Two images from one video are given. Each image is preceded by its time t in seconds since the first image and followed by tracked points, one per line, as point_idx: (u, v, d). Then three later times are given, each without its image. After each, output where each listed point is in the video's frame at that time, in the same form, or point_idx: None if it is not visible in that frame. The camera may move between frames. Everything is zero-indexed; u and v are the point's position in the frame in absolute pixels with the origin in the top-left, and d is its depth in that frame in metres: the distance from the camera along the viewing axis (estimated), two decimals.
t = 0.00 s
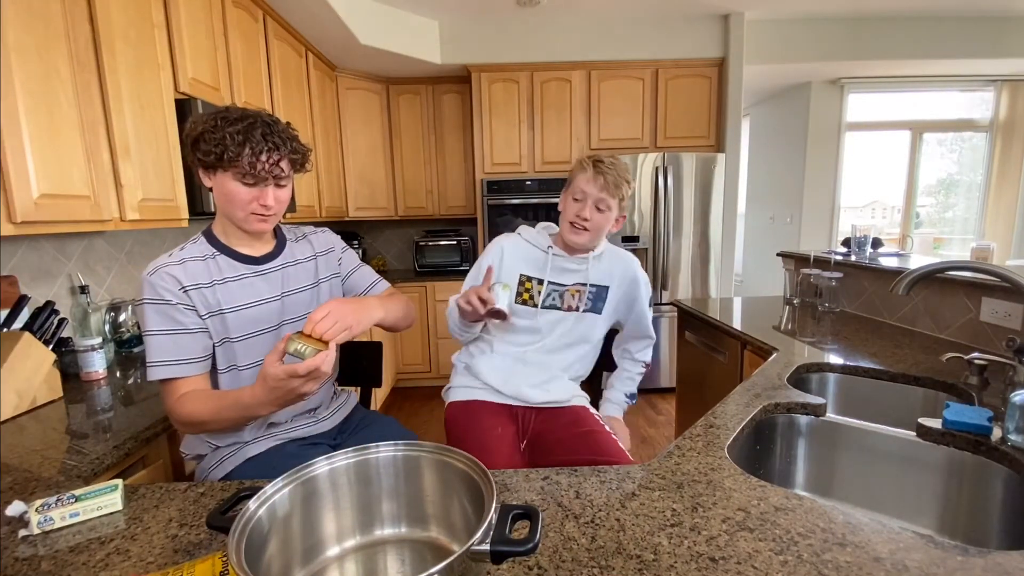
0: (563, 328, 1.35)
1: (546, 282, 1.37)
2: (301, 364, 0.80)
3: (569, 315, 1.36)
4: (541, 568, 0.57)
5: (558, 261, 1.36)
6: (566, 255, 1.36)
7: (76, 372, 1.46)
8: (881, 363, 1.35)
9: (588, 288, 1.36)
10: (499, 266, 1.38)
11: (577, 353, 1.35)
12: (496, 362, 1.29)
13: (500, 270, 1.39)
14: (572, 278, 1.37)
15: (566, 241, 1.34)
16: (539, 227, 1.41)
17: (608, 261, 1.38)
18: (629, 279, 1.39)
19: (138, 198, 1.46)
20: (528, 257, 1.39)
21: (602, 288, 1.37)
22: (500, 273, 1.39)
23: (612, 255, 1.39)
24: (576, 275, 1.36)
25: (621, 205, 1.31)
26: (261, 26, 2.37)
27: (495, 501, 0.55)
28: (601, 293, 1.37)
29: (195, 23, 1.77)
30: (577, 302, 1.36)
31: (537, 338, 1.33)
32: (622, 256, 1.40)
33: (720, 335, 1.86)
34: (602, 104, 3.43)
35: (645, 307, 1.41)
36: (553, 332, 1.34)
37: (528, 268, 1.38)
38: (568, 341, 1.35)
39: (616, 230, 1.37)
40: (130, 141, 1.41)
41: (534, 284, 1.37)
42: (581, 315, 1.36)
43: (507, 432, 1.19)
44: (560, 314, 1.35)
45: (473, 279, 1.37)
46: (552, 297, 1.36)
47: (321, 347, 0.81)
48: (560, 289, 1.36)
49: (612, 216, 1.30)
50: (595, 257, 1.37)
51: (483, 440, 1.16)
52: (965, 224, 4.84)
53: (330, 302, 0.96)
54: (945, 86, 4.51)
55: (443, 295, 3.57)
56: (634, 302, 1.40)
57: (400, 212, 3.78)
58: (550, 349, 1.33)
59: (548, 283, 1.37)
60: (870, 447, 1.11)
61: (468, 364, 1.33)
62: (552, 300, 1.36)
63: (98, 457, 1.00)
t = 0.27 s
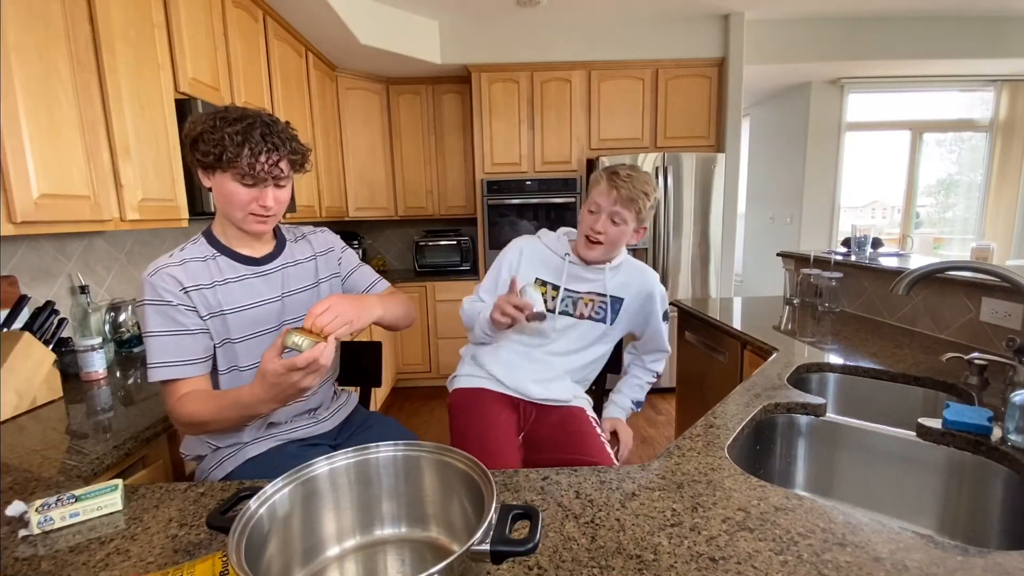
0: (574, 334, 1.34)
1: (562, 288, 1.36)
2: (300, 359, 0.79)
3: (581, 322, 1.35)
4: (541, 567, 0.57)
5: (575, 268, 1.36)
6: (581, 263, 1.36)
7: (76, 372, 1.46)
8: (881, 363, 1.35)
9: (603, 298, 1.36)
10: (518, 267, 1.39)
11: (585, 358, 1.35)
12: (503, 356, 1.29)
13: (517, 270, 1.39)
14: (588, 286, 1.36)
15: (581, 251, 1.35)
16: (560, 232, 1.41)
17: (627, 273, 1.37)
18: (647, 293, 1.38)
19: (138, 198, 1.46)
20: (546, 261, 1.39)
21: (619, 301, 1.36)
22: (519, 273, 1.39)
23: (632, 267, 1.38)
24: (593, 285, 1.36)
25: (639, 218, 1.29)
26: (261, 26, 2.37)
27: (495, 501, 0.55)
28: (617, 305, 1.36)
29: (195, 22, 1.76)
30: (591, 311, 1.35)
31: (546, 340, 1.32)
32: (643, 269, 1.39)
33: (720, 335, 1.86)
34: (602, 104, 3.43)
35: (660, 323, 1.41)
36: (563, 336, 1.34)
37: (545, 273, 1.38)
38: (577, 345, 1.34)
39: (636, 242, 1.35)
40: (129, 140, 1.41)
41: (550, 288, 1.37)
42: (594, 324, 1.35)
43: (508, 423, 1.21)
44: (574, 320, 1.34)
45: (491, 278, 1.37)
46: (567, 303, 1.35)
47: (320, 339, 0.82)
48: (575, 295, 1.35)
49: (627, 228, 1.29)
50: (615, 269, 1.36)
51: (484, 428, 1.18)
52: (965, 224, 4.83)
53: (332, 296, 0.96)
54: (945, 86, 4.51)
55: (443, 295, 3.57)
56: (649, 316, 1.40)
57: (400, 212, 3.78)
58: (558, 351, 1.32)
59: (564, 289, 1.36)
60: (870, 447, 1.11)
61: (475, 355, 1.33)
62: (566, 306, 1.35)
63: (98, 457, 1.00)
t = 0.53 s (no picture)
0: (588, 327, 1.32)
1: (574, 279, 1.35)
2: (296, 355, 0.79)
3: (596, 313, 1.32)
4: (541, 567, 0.57)
5: (587, 258, 1.34)
6: (593, 252, 1.34)
7: (76, 372, 1.46)
8: (881, 363, 1.35)
9: (617, 288, 1.34)
10: (531, 263, 1.37)
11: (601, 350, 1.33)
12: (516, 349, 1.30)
13: (530, 266, 1.37)
14: (602, 277, 1.34)
15: (589, 237, 1.32)
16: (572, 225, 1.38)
17: (643, 262, 1.35)
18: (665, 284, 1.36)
19: (139, 198, 1.46)
20: (558, 253, 1.37)
21: (632, 291, 1.34)
22: (533, 269, 1.37)
23: (646, 254, 1.36)
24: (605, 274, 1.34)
25: (646, 197, 1.28)
26: (261, 27, 2.37)
27: (495, 501, 0.55)
28: (631, 295, 1.34)
29: (195, 23, 1.76)
30: (605, 302, 1.33)
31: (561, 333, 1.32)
32: (659, 258, 1.37)
33: (720, 335, 1.86)
34: (602, 104, 3.43)
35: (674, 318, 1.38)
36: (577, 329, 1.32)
37: (560, 266, 1.36)
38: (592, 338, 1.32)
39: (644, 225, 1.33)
40: (129, 140, 1.41)
41: (563, 281, 1.35)
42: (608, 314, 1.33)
43: (518, 417, 1.22)
44: (587, 312, 1.32)
45: (507, 275, 1.37)
46: (580, 295, 1.33)
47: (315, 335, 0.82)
48: (588, 286, 1.34)
49: (634, 208, 1.27)
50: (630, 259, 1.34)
51: (494, 422, 1.18)
52: (965, 224, 4.83)
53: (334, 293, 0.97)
54: (946, 86, 4.50)
55: (443, 295, 3.57)
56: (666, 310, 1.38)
57: (400, 212, 3.78)
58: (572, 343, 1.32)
59: (577, 280, 1.34)
60: (870, 447, 1.11)
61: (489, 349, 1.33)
62: (580, 298, 1.33)
63: (98, 457, 1.00)
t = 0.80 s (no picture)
0: (563, 332, 1.28)
1: (533, 287, 1.30)
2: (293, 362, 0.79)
3: (565, 316, 1.28)
4: (541, 568, 0.57)
5: (537, 261, 1.31)
6: (538, 253, 1.31)
7: (76, 372, 1.46)
8: (881, 363, 1.35)
9: (578, 287, 1.30)
10: (489, 278, 1.30)
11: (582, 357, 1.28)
12: (496, 373, 1.22)
13: (488, 286, 1.30)
14: (557, 278, 1.31)
15: (533, 242, 1.30)
16: (505, 232, 1.35)
17: (584, 252, 1.33)
18: (618, 272, 1.32)
19: (138, 197, 1.45)
20: (508, 265, 1.32)
21: (592, 286, 1.31)
22: (492, 286, 1.30)
23: (588, 245, 1.35)
24: (560, 273, 1.31)
25: (566, 185, 1.24)
26: (260, 26, 2.37)
27: (495, 501, 0.55)
28: (592, 290, 1.31)
29: (195, 23, 1.76)
30: (570, 303, 1.29)
31: (538, 346, 1.26)
32: (598, 245, 1.35)
33: (720, 335, 1.86)
34: (601, 104, 3.43)
35: (634, 304, 1.34)
36: (553, 338, 1.27)
37: (514, 277, 1.31)
38: (570, 345, 1.27)
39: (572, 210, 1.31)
40: (129, 141, 1.41)
41: (524, 293, 1.29)
42: (576, 314, 1.29)
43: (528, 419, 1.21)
44: (560, 317, 1.28)
45: (468, 297, 1.30)
46: (544, 301, 1.29)
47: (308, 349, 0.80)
48: (548, 290, 1.30)
49: (558, 201, 1.23)
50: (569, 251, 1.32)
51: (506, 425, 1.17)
52: (964, 224, 4.83)
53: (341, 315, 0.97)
54: (945, 86, 4.51)
55: (443, 295, 3.57)
56: (625, 297, 1.33)
57: (399, 212, 3.78)
58: (552, 354, 1.26)
59: (536, 287, 1.30)
60: (870, 447, 1.11)
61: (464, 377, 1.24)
62: (544, 304, 1.29)
63: (98, 457, 1.00)
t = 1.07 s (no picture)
0: (566, 332, 1.28)
1: (538, 287, 1.30)
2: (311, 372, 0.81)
3: (568, 316, 1.28)
4: (541, 568, 0.57)
5: (543, 260, 1.31)
6: (546, 254, 1.31)
7: (76, 372, 1.46)
8: (881, 363, 1.35)
9: (584, 287, 1.30)
10: (494, 277, 1.31)
11: (584, 357, 1.28)
12: (497, 372, 1.22)
13: (492, 284, 1.31)
14: (562, 278, 1.30)
15: (540, 241, 1.29)
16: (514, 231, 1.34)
17: (590, 253, 1.33)
18: (623, 274, 1.32)
19: (138, 197, 1.45)
20: (513, 265, 1.32)
21: (597, 287, 1.30)
22: (496, 285, 1.31)
23: (595, 245, 1.34)
24: (566, 273, 1.31)
25: (575, 187, 1.24)
26: (260, 26, 2.37)
27: (495, 501, 0.55)
28: (597, 291, 1.30)
29: (195, 23, 1.76)
30: (575, 303, 1.29)
31: (540, 345, 1.27)
32: (605, 247, 1.34)
33: (720, 335, 1.86)
34: (601, 104, 3.43)
35: (638, 307, 1.33)
36: (555, 337, 1.27)
37: (519, 276, 1.31)
38: (572, 345, 1.27)
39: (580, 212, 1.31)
40: (129, 141, 1.41)
41: (529, 292, 1.29)
42: (580, 314, 1.29)
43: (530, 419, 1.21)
44: (563, 317, 1.28)
45: (472, 294, 1.30)
46: (549, 301, 1.29)
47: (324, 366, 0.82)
48: (554, 291, 1.29)
49: (568, 203, 1.23)
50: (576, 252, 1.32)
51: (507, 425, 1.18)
52: (964, 224, 4.83)
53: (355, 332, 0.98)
54: (945, 86, 4.51)
55: (443, 295, 3.57)
56: (629, 299, 1.32)
57: (399, 212, 3.78)
58: (554, 354, 1.27)
59: (541, 287, 1.30)
60: (869, 447, 1.11)
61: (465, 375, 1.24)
62: (549, 304, 1.29)
63: (98, 457, 1.00)
